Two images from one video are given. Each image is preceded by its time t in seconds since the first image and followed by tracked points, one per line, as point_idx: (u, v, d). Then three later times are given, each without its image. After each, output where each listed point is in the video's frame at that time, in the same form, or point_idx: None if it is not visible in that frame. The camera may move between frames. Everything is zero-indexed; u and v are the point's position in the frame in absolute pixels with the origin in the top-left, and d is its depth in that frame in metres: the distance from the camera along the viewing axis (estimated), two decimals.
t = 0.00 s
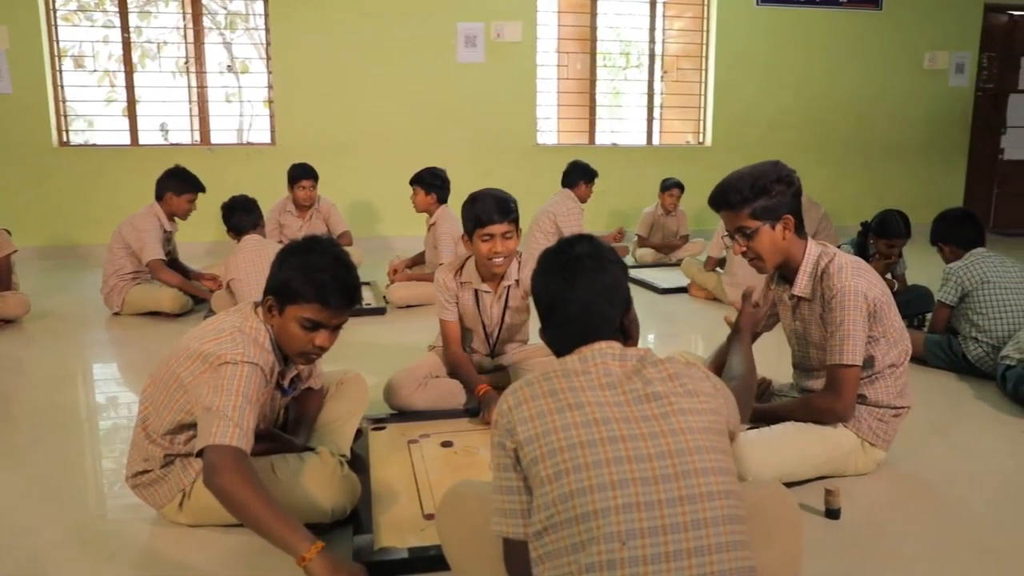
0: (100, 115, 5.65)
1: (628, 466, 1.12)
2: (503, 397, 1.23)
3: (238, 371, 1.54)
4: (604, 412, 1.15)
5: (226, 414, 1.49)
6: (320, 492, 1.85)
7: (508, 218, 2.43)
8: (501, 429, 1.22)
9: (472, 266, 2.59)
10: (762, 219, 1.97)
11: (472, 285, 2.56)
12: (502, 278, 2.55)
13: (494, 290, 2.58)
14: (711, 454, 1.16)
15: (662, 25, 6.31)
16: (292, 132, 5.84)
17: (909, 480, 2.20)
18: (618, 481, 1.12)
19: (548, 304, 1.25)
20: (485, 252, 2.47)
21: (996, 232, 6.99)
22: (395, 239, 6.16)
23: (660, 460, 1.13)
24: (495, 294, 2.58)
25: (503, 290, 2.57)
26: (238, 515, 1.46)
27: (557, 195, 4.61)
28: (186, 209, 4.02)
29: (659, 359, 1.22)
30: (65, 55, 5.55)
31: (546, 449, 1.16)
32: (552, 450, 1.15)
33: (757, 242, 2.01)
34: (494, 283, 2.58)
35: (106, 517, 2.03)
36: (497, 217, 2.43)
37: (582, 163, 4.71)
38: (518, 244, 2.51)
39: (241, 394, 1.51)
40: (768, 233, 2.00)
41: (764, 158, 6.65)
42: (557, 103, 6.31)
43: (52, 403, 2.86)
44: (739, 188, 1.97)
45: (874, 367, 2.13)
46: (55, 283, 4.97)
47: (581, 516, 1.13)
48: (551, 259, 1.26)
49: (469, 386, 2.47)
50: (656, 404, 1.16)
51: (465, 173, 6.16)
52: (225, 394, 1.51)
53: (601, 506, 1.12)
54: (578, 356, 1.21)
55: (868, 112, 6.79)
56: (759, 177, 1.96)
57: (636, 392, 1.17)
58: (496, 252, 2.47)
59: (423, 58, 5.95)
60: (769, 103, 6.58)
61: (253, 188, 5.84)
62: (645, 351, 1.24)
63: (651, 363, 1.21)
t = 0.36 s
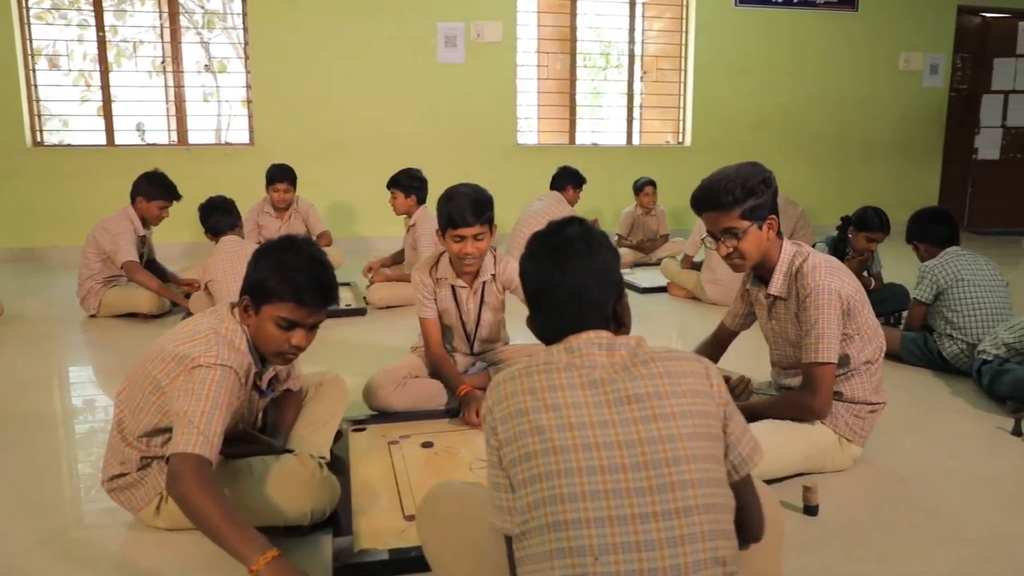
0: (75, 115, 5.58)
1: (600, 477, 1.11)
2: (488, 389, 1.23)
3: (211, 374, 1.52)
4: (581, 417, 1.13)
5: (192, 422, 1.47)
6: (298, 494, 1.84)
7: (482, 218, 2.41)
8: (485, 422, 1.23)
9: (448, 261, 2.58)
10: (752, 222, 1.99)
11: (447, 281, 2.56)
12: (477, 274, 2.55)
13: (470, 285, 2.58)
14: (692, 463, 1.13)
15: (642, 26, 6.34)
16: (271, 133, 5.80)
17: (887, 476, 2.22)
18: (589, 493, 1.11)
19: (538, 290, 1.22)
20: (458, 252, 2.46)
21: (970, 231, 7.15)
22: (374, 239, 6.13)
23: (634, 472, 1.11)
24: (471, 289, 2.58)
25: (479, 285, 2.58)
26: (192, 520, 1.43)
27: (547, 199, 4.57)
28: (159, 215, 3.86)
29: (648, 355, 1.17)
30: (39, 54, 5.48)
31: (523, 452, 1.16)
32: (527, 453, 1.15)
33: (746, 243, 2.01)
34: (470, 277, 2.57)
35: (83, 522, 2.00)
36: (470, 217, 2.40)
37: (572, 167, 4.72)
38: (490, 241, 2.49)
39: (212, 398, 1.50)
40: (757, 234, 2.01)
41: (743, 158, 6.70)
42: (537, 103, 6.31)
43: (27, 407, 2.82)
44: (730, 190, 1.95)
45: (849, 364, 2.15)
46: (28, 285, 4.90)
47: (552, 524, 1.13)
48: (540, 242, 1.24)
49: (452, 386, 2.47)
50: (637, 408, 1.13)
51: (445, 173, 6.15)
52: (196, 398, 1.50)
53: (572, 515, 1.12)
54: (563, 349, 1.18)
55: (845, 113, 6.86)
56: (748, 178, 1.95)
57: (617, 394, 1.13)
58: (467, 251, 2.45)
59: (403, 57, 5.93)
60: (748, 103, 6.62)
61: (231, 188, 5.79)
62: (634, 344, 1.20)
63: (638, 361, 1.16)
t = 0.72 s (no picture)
0: (52, 115, 5.50)
1: (596, 501, 1.05)
2: (468, 406, 1.14)
3: (191, 378, 1.51)
4: (575, 435, 1.06)
5: (175, 426, 1.46)
6: (279, 495, 1.84)
7: (458, 201, 2.39)
8: (463, 444, 1.12)
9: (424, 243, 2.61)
10: (737, 219, 1.99)
11: (426, 261, 2.58)
12: (455, 251, 2.59)
13: (449, 264, 2.61)
14: (689, 485, 1.07)
15: (623, 26, 6.36)
16: (251, 133, 5.76)
17: (866, 473, 2.24)
18: (586, 518, 1.05)
19: (533, 288, 1.17)
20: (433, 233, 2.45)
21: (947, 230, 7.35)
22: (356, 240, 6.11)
23: (631, 494, 1.05)
24: (451, 267, 2.61)
25: (458, 262, 2.61)
26: (179, 524, 1.42)
27: (534, 199, 4.48)
28: (131, 224, 3.77)
29: (642, 367, 1.12)
30: (15, 54, 5.37)
31: (512, 475, 1.07)
32: (516, 477, 1.07)
33: (731, 242, 2.02)
34: (448, 256, 2.61)
35: (61, 527, 1.98)
36: (445, 202, 2.38)
37: (561, 170, 4.74)
38: (464, 223, 2.49)
39: (194, 401, 1.49)
40: (743, 232, 2.02)
41: (724, 158, 6.74)
42: (520, 103, 6.32)
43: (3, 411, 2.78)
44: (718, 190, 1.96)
45: (829, 364, 2.17)
46: (3, 288, 4.83)
47: (545, 552, 1.06)
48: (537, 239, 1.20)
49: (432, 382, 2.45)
50: (633, 425, 1.07)
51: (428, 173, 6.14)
52: (178, 403, 1.48)
53: (566, 543, 1.05)
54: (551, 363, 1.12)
55: (824, 114, 6.92)
56: (735, 178, 1.97)
57: (612, 410, 1.07)
58: (440, 232, 2.46)
59: (384, 57, 5.92)
60: (728, 104, 6.66)
61: (210, 189, 5.75)
62: (628, 355, 1.14)
63: (632, 373, 1.10)
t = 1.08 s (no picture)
0: (27, 115, 5.42)
1: (590, 555, 0.94)
2: (453, 438, 1.00)
3: (177, 383, 1.50)
4: (571, 482, 0.94)
5: (170, 428, 1.46)
6: (260, 500, 1.82)
7: (417, 210, 2.34)
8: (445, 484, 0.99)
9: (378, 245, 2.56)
10: (686, 225, 2.02)
11: (381, 265, 2.54)
12: (409, 254, 2.54)
13: (405, 267, 2.57)
14: (690, 534, 0.97)
15: (603, 28, 6.38)
16: (230, 134, 5.72)
17: (844, 471, 2.26)
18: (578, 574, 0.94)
19: (518, 280, 1.03)
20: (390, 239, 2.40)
21: (926, 229, 7.46)
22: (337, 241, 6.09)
23: (627, 546, 0.95)
24: (407, 270, 2.57)
25: (414, 264, 2.57)
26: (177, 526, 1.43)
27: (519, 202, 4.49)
28: (105, 230, 3.71)
29: (645, 392, 0.99)
30: None
31: (499, 526, 0.95)
32: (506, 529, 0.95)
33: (685, 247, 2.07)
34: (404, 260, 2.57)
35: (37, 534, 1.95)
36: (405, 210, 2.33)
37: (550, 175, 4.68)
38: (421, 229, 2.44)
39: (183, 405, 1.48)
40: (695, 237, 2.05)
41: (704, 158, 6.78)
42: (500, 104, 6.32)
43: None
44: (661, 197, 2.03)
45: (807, 363, 2.19)
46: None
47: None
48: (523, 238, 1.06)
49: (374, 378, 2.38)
50: (633, 468, 0.95)
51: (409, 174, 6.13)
52: (167, 407, 1.47)
53: None
54: (545, 388, 0.98)
55: (802, 115, 6.98)
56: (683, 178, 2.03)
57: (612, 449, 0.95)
58: (397, 239, 2.40)
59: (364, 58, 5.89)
60: (708, 104, 6.70)
61: (189, 190, 5.70)
62: (629, 375, 1.01)
63: (636, 401, 0.98)
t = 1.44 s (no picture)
0: None
1: None
2: (442, 484, 0.89)
3: (156, 383, 1.48)
4: (587, 544, 0.89)
5: (150, 428, 1.44)
6: (239, 506, 1.80)
7: (378, 228, 2.33)
8: (438, 545, 0.88)
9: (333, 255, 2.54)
10: (663, 231, 2.03)
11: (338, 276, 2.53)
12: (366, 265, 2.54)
13: (361, 277, 2.58)
14: None
15: (583, 29, 6.39)
16: (209, 135, 5.67)
17: (823, 469, 2.28)
18: None
19: (510, 290, 0.96)
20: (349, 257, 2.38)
21: (902, 229, 7.56)
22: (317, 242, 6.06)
23: None
24: (363, 279, 2.58)
25: (370, 274, 2.58)
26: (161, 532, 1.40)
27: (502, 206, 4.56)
28: (84, 239, 3.66)
29: (655, 433, 0.95)
30: None
31: None
32: None
33: (659, 250, 2.07)
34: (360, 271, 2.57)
35: (10, 541, 1.92)
36: (365, 229, 2.31)
37: (533, 178, 4.68)
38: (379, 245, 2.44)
39: (163, 406, 1.47)
40: (671, 243, 2.06)
41: (685, 159, 6.82)
42: (481, 105, 6.32)
43: None
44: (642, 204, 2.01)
45: (780, 360, 2.21)
46: None
47: None
48: (517, 239, 0.99)
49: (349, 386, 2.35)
50: (648, 522, 0.92)
51: (389, 175, 6.10)
52: (146, 407, 1.46)
53: None
54: (551, 429, 0.92)
55: (781, 115, 7.04)
56: (665, 187, 1.99)
57: (627, 502, 0.91)
58: (357, 257, 2.38)
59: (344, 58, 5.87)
60: (688, 105, 6.74)
61: (166, 191, 5.64)
62: (635, 412, 0.96)
63: (647, 444, 0.94)
